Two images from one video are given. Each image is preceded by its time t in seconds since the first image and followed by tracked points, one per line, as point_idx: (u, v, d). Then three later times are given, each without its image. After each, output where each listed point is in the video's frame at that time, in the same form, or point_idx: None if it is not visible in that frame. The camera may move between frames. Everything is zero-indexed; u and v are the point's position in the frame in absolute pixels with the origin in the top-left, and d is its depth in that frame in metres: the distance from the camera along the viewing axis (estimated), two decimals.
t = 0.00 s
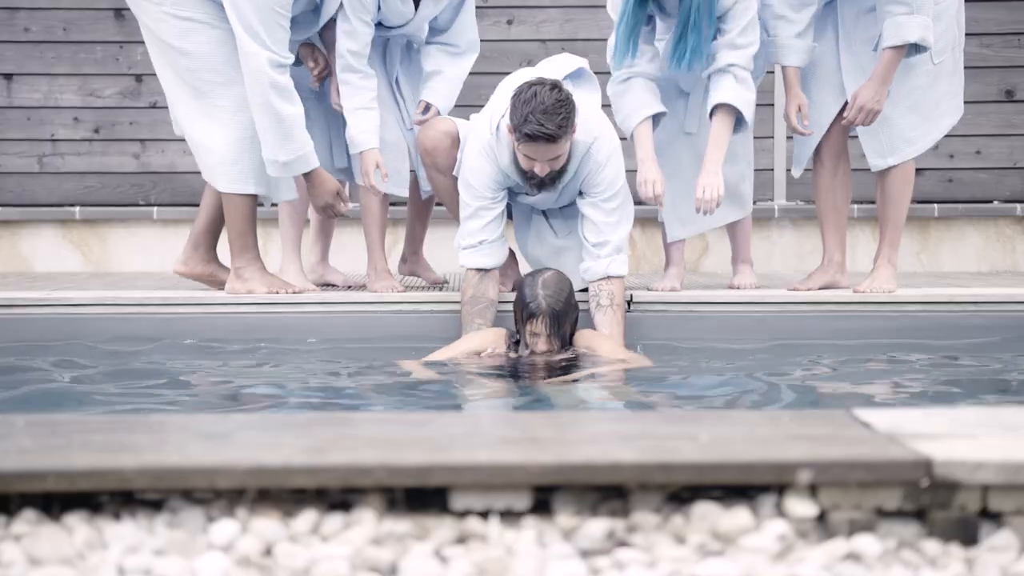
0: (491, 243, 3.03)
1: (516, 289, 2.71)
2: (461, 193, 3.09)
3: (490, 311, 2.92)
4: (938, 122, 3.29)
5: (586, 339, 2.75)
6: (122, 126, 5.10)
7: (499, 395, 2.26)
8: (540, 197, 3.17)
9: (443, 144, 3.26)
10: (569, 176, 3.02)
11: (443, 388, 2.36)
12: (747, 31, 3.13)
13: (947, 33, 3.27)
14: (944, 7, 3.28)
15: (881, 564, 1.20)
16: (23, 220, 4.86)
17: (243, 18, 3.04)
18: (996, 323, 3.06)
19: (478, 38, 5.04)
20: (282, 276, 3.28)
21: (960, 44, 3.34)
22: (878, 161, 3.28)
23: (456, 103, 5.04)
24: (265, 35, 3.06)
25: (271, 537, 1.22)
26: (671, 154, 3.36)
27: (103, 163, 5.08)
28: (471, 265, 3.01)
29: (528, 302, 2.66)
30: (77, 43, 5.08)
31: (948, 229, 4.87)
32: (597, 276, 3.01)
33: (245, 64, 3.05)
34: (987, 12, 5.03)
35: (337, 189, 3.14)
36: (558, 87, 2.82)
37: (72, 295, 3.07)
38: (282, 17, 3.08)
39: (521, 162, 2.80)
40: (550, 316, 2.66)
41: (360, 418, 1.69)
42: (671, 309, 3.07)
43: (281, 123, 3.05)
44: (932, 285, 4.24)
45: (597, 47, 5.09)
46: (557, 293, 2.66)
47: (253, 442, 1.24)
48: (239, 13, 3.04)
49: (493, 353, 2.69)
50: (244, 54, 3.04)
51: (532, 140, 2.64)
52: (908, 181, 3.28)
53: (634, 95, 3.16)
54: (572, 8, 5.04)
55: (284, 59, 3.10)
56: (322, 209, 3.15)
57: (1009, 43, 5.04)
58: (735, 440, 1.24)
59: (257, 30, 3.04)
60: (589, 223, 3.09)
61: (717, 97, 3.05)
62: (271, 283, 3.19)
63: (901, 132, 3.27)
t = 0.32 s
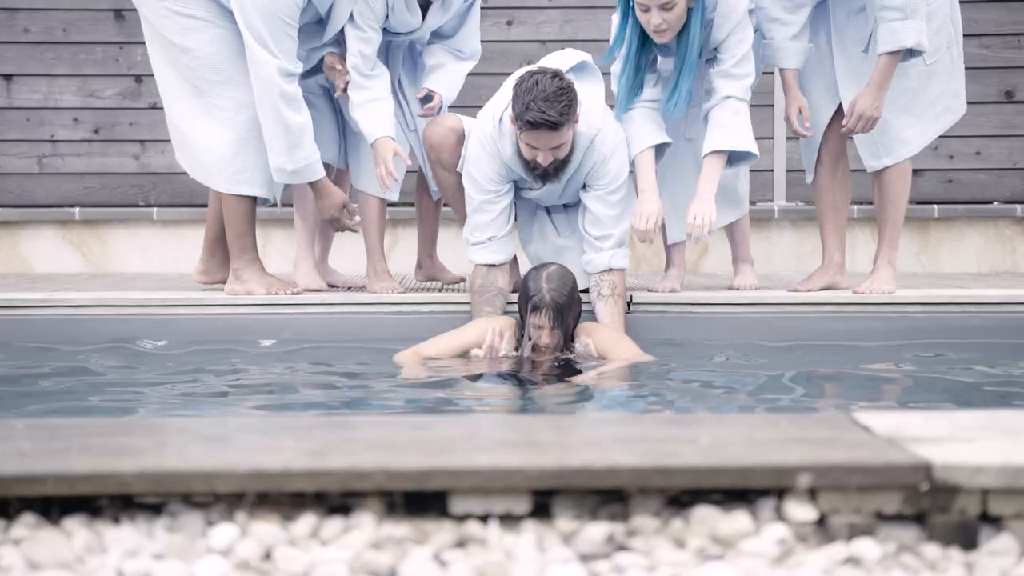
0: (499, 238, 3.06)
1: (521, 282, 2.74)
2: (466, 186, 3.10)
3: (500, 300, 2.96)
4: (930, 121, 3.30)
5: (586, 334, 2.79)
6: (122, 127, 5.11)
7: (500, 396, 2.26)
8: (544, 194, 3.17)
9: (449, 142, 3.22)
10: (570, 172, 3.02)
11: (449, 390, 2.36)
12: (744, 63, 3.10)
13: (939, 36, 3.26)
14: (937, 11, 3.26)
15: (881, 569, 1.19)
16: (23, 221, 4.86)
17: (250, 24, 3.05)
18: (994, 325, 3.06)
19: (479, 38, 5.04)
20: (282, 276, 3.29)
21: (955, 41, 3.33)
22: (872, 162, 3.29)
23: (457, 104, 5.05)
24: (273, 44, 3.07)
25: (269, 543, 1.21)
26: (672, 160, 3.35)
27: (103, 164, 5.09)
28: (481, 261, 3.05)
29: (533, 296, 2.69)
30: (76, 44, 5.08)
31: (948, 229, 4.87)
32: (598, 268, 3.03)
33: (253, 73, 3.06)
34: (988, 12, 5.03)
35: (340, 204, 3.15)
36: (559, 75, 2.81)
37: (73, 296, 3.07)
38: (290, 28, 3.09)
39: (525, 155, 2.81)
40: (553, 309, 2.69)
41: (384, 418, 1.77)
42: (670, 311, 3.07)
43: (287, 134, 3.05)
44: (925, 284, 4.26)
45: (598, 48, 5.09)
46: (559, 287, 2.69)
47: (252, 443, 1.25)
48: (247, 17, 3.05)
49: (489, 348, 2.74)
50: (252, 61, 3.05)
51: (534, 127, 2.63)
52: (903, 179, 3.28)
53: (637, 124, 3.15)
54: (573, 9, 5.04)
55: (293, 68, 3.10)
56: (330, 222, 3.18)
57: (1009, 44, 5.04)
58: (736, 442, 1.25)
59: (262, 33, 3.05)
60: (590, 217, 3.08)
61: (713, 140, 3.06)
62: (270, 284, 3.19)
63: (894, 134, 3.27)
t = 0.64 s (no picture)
0: (507, 226, 3.09)
1: (522, 263, 2.77)
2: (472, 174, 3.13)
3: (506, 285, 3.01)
4: (919, 125, 3.29)
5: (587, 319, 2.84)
6: (122, 128, 5.11)
7: (501, 399, 2.27)
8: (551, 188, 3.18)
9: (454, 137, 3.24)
10: (574, 162, 3.05)
11: (450, 392, 2.36)
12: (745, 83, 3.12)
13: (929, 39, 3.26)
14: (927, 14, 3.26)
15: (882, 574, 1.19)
16: (23, 222, 4.86)
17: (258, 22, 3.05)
18: (994, 327, 3.06)
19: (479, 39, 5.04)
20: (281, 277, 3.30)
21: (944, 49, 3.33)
22: (864, 161, 3.28)
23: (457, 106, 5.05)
24: (281, 40, 3.07)
25: (269, 547, 1.21)
26: (674, 165, 3.32)
27: (103, 165, 5.09)
28: (488, 249, 3.08)
29: (533, 277, 2.73)
30: (76, 46, 5.08)
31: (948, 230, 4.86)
32: (603, 257, 3.09)
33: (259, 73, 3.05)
34: (988, 14, 5.02)
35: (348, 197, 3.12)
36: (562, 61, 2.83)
37: (73, 298, 3.07)
38: (299, 23, 3.08)
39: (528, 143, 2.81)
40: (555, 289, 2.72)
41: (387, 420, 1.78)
42: (669, 311, 3.08)
43: (297, 128, 3.04)
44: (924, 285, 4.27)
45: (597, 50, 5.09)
46: (560, 267, 2.71)
47: (252, 447, 1.25)
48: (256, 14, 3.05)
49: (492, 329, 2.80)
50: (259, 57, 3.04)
51: (535, 112, 2.66)
52: (897, 179, 3.29)
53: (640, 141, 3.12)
54: (572, 10, 5.04)
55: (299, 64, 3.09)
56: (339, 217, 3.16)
57: (1009, 45, 5.04)
58: (736, 445, 1.25)
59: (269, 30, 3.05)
60: (595, 208, 3.10)
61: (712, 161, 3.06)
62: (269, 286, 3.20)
63: (886, 135, 3.26)
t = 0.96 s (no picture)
0: (510, 208, 3.13)
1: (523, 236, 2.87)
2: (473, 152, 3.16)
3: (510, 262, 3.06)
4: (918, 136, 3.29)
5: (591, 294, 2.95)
6: (122, 129, 5.11)
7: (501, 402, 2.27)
8: (552, 176, 3.20)
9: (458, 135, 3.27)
10: (576, 147, 3.06)
11: (452, 395, 2.36)
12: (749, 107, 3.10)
13: (925, 51, 3.23)
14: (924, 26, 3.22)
15: None
16: (23, 223, 4.86)
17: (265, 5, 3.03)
18: (993, 329, 3.06)
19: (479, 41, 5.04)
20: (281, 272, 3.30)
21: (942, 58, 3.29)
22: (865, 173, 3.31)
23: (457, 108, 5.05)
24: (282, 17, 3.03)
25: (268, 551, 1.21)
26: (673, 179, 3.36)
27: (103, 166, 5.09)
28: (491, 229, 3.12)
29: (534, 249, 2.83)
30: (76, 47, 5.08)
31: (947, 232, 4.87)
32: (606, 239, 3.12)
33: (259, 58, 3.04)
34: (988, 15, 5.02)
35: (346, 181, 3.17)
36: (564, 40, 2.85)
37: (72, 299, 3.08)
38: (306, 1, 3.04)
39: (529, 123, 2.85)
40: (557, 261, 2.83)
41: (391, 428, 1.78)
42: (669, 313, 3.08)
43: (295, 105, 3.03)
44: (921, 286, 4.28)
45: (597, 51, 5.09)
46: (561, 238, 2.82)
47: (251, 450, 1.25)
48: None
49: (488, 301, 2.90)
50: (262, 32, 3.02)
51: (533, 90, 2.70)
52: (893, 193, 3.30)
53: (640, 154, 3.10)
54: (572, 11, 5.04)
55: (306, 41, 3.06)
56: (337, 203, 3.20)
57: (1009, 46, 5.04)
58: (736, 449, 1.25)
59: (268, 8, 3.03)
60: (598, 192, 3.11)
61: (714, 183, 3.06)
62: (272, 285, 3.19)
63: (885, 146, 3.27)
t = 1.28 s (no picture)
0: (511, 184, 3.16)
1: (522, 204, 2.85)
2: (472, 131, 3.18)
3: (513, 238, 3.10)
4: (916, 146, 3.29)
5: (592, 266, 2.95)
6: (122, 130, 5.10)
7: (501, 406, 2.27)
8: (549, 161, 3.21)
9: (461, 134, 3.29)
10: (571, 125, 3.08)
11: (452, 399, 2.37)
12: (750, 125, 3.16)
13: (923, 61, 3.23)
14: (923, 36, 3.21)
15: None
16: (23, 223, 4.86)
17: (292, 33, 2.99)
18: (993, 330, 3.07)
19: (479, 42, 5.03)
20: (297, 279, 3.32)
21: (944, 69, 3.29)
22: (864, 180, 3.29)
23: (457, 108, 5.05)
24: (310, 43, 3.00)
25: (268, 556, 1.21)
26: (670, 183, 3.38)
27: (103, 167, 5.09)
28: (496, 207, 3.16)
29: (532, 216, 2.81)
30: (75, 47, 5.08)
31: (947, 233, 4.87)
32: (605, 216, 3.14)
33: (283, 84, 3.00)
34: (987, 16, 5.02)
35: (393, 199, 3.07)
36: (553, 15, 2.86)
37: (72, 300, 3.07)
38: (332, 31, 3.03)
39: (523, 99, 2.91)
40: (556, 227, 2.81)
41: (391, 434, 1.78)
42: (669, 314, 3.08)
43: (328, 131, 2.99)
44: (920, 287, 4.28)
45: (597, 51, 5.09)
46: (561, 205, 2.80)
47: (251, 455, 1.25)
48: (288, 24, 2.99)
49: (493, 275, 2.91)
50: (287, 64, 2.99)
51: (524, 67, 2.72)
52: (891, 201, 3.32)
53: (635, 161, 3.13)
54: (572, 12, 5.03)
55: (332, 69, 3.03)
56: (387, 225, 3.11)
57: (1009, 47, 5.04)
58: (735, 453, 1.25)
59: (291, 33, 2.99)
60: (595, 172, 3.13)
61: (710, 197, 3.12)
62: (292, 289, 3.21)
63: (881, 153, 3.26)
